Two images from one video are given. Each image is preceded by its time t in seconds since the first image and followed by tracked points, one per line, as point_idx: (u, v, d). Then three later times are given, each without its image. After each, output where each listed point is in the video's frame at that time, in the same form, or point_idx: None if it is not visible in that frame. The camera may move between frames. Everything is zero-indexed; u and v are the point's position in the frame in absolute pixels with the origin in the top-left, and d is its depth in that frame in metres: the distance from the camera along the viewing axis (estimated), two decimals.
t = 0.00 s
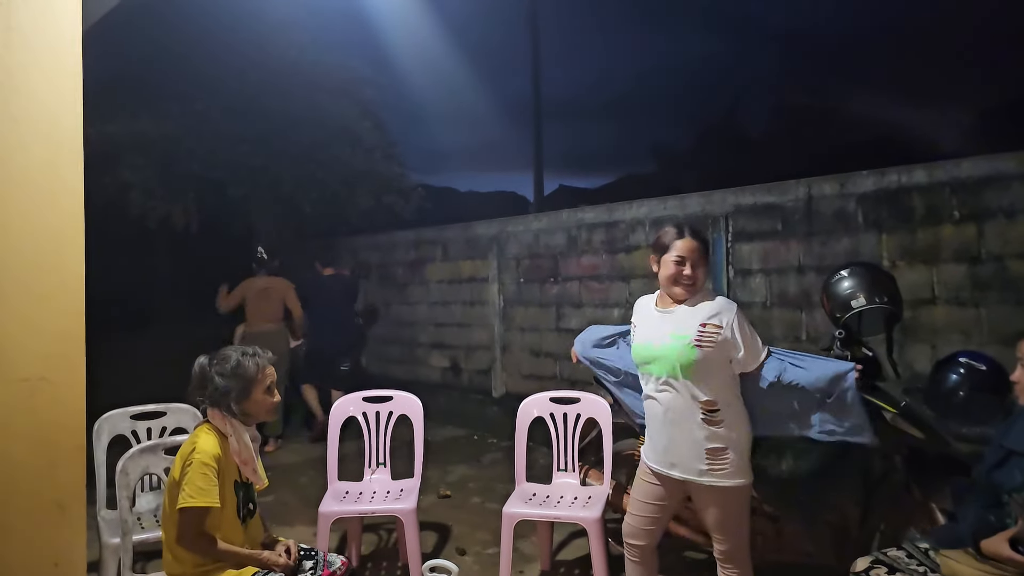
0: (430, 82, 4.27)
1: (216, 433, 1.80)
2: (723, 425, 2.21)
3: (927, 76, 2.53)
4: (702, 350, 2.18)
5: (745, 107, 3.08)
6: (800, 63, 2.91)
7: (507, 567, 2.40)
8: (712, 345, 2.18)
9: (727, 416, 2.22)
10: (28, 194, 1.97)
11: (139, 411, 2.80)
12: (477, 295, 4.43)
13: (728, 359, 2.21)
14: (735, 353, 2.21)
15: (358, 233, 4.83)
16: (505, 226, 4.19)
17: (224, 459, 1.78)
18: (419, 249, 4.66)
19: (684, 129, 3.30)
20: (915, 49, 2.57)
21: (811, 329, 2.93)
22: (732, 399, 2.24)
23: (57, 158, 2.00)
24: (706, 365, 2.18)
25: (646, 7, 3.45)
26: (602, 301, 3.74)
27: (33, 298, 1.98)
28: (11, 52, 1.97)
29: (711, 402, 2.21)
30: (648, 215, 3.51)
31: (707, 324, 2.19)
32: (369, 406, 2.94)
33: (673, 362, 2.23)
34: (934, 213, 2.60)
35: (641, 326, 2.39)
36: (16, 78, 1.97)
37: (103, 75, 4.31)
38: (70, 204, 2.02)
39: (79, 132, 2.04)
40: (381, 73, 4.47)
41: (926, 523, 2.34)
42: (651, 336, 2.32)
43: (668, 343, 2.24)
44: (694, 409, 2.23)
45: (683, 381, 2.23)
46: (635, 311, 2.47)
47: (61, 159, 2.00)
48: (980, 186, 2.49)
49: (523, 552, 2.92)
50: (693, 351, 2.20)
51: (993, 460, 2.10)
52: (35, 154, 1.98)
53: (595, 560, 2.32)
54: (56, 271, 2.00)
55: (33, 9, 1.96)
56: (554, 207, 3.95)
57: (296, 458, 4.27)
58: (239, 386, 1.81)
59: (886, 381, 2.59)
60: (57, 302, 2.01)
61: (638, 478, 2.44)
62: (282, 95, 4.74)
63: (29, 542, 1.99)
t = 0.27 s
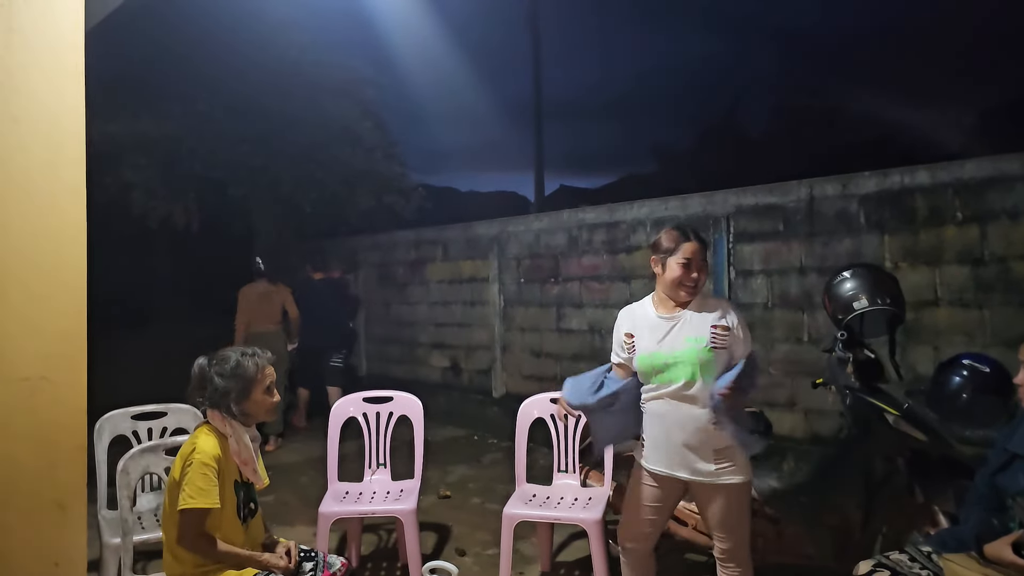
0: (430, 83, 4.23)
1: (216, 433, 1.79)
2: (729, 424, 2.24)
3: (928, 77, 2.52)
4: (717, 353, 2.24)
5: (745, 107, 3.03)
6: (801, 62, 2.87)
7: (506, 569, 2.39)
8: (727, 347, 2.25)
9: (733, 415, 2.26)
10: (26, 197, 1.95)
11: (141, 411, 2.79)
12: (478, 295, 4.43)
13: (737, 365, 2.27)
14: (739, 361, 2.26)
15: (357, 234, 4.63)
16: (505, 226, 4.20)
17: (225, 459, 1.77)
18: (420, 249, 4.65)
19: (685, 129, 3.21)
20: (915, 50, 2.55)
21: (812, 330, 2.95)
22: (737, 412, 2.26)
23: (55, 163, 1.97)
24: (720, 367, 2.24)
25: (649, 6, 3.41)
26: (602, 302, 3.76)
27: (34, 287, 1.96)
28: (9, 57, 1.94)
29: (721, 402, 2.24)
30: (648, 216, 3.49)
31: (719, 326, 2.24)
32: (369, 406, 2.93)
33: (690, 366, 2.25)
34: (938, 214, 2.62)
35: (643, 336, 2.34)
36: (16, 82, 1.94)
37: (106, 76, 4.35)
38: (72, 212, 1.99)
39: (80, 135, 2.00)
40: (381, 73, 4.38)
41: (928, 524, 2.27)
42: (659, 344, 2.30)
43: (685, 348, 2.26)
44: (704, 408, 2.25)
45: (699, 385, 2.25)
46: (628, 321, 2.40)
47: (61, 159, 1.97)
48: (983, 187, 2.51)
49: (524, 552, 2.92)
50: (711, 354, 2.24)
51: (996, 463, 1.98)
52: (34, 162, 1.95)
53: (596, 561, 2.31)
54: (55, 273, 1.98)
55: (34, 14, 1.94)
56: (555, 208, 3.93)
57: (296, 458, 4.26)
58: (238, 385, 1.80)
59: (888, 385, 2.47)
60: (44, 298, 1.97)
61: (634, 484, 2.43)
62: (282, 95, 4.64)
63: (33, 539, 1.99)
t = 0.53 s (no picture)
0: (430, 83, 4.23)
1: (220, 436, 1.78)
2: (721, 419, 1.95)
3: (927, 77, 2.51)
4: (713, 356, 1.94)
5: (746, 105, 3.10)
6: (801, 61, 2.91)
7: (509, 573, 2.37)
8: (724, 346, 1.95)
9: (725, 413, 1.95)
10: (24, 202, 1.70)
11: (145, 413, 2.78)
12: (480, 295, 4.37)
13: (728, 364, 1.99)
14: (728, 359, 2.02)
15: (359, 234, 4.91)
16: (507, 226, 4.09)
17: (230, 461, 1.76)
18: (421, 249, 4.65)
19: (685, 130, 3.31)
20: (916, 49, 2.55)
21: (816, 329, 2.93)
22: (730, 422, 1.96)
23: (57, 170, 1.73)
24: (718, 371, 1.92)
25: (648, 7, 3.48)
26: (604, 302, 3.70)
27: (36, 290, 1.71)
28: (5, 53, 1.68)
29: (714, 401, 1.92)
30: (650, 215, 3.39)
31: (714, 328, 1.94)
32: (372, 408, 2.92)
33: (690, 371, 1.93)
34: (941, 213, 2.58)
35: (642, 339, 1.96)
36: (12, 83, 1.68)
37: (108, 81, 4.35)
38: (75, 212, 1.76)
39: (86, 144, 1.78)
40: (384, 75, 4.45)
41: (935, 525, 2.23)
42: (659, 347, 1.94)
43: (684, 351, 1.93)
44: (694, 408, 1.94)
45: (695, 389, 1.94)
46: (621, 323, 2.00)
47: (65, 164, 1.74)
48: (988, 185, 2.47)
49: (527, 554, 2.91)
50: (710, 356, 1.94)
51: (1005, 464, 1.92)
52: (38, 167, 1.71)
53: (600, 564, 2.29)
54: (56, 278, 1.73)
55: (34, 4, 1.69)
56: (558, 208, 3.89)
57: (298, 459, 4.25)
58: (242, 388, 1.79)
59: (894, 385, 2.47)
60: (47, 303, 1.72)
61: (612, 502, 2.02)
62: (287, 98, 4.66)
63: (32, 544, 1.72)
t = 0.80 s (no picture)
0: (429, 84, 4.22)
1: (220, 435, 1.79)
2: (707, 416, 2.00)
3: (926, 76, 2.49)
4: (702, 353, 1.98)
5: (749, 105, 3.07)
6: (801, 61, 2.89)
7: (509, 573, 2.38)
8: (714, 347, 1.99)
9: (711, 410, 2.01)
10: (26, 202, 1.69)
11: (145, 413, 2.79)
12: (481, 296, 4.37)
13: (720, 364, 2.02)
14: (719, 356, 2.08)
15: (362, 235, 4.87)
16: (508, 227, 4.14)
17: (230, 461, 1.77)
18: (423, 250, 4.64)
19: (684, 127, 3.29)
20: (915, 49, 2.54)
21: (817, 330, 2.93)
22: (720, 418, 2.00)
23: (60, 170, 1.73)
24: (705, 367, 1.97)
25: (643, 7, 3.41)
26: (605, 302, 3.70)
27: (43, 290, 1.72)
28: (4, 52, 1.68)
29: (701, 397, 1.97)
30: (651, 216, 3.43)
31: (702, 326, 1.98)
32: (372, 408, 2.92)
33: (679, 370, 1.96)
34: (941, 214, 2.59)
35: (630, 339, 2.00)
36: (12, 81, 1.68)
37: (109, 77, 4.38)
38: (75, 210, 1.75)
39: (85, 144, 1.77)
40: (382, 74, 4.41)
41: (933, 526, 2.22)
42: (647, 347, 1.98)
43: (674, 351, 1.97)
44: (682, 404, 1.98)
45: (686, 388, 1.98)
46: (609, 324, 2.04)
47: (65, 165, 1.74)
48: (989, 185, 2.48)
49: (527, 555, 2.91)
50: (698, 355, 1.97)
51: (1004, 464, 1.91)
52: (40, 167, 1.71)
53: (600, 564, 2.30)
54: (63, 277, 1.74)
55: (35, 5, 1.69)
56: (560, 209, 3.89)
57: (299, 459, 4.26)
58: (242, 389, 1.80)
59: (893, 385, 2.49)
60: (49, 304, 1.72)
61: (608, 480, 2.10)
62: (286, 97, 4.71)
63: (34, 544, 1.72)
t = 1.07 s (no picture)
0: (431, 84, 4.24)
1: (223, 434, 1.78)
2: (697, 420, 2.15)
3: (927, 77, 2.48)
4: (689, 350, 2.12)
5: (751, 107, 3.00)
6: (802, 61, 2.85)
7: (511, 573, 2.37)
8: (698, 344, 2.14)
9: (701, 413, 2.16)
10: (25, 203, 1.70)
11: (147, 412, 2.78)
12: (482, 296, 4.42)
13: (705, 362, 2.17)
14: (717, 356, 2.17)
15: (363, 234, 5.05)
16: (510, 228, 4.20)
17: (230, 460, 1.76)
18: (424, 250, 4.77)
19: (683, 124, 3.22)
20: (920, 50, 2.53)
21: (819, 331, 2.93)
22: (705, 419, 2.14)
23: (60, 170, 1.74)
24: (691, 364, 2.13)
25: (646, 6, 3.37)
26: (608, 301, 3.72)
27: (43, 290, 1.72)
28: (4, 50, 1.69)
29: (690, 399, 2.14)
30: (654, 216, 3.42)
31: (688, 323, 2.13)
32: (373, 408, 2.91)
33: (664, 365, 2.12)
34: (947, 215, 2.59)
35: (619, 337, 2.17)
36: (13, 80, 1.69)
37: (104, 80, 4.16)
38: (75, 210, 1.76)
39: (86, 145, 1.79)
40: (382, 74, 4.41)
41: (937, 529, 2.19)
42: (634, 343, 2.14)
43: (658, 347, 2.12)
44: (674, 405, 2.13)
45: (672, 384, 2.13)
46: (600, 323, 2.23)
47: (65, 166, 1.74)
48: (994, 186, 2.48)
49: (528, 555, 2.91)
50: (686, 350, 2.12)
51: (1007, 466, 1.94)
52: (40, 166, 1.71)
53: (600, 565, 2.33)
54: (60, 278, 1.74)
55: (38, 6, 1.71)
56: (563, 209, 3.88)
57: (299, 459, 4.26)
58: (246, 387, 1.79)
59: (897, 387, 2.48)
60: (46, 302, 1.72)
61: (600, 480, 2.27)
62: (287, 96, 4.75)
63: (34, 543, 1.73)
